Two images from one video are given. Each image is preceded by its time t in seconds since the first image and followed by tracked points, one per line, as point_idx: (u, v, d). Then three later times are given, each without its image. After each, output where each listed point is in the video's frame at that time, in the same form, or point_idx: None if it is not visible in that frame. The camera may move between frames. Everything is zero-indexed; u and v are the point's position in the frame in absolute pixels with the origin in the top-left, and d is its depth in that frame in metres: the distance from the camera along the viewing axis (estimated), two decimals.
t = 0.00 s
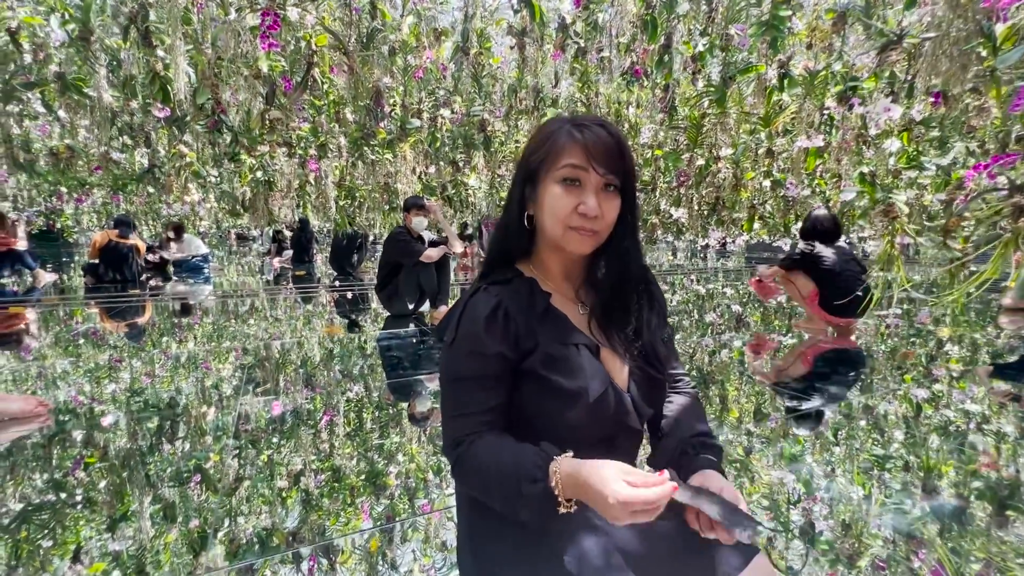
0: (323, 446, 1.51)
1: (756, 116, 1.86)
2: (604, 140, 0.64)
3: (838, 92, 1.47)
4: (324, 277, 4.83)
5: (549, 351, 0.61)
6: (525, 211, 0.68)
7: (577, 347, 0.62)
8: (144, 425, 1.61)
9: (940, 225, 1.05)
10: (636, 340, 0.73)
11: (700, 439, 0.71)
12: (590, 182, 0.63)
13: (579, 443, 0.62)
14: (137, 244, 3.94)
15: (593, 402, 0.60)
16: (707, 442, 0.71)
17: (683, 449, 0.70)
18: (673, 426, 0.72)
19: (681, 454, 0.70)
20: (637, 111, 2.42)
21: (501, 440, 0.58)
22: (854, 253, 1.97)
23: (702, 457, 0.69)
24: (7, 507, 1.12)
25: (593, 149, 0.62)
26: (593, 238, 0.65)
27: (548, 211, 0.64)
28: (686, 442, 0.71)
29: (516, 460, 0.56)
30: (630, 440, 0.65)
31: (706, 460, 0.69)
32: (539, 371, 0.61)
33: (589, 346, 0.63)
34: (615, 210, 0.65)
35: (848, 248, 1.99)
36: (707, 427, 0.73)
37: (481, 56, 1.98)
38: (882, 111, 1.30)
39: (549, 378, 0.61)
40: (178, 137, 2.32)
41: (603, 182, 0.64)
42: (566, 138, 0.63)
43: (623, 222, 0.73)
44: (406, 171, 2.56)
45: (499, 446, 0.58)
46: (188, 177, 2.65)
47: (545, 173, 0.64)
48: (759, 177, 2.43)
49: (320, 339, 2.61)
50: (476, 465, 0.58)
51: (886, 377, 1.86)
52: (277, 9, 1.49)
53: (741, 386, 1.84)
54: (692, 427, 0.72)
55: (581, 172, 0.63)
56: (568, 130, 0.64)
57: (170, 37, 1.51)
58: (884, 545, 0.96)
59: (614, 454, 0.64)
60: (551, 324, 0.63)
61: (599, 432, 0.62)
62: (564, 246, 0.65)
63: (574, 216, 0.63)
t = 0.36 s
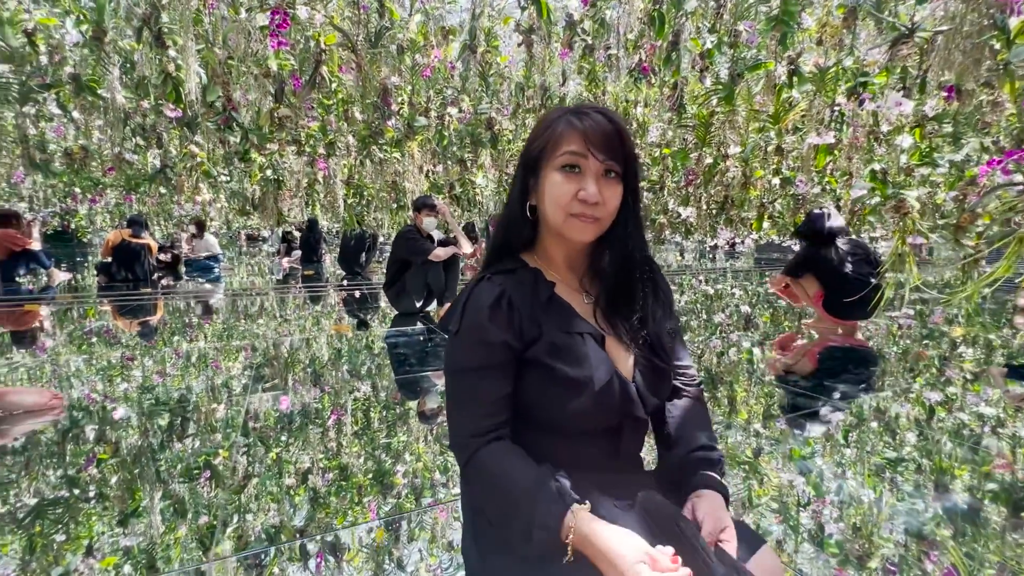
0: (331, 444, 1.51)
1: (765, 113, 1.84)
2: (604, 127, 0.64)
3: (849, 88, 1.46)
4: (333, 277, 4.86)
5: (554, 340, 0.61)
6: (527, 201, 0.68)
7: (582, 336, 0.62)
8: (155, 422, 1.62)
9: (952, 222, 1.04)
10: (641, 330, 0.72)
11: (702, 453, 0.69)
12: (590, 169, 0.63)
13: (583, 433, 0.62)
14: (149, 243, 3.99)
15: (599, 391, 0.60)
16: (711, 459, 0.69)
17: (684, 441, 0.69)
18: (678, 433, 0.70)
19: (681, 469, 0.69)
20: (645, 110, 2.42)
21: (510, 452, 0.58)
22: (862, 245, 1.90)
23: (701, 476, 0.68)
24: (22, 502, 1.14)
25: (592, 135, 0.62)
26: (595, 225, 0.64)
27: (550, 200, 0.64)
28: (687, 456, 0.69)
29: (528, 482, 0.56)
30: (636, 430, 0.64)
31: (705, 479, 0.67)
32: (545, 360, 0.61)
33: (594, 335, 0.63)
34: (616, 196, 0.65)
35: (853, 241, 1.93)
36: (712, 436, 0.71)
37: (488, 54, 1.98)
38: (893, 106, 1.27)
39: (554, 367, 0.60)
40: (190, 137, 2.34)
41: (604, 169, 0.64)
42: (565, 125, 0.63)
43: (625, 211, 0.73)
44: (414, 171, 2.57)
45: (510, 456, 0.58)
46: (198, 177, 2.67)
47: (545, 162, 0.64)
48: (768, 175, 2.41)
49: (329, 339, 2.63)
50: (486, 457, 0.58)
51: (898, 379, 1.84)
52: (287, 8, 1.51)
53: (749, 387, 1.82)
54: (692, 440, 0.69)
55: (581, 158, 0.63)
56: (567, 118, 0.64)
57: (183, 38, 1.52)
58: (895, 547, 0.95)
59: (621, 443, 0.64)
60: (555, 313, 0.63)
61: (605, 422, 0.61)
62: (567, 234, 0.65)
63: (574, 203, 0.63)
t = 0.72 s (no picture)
0: (338, 445, 1.51)
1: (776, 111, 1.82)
2: (598, 112, 0.63)
3: (861, 84, 1.44)
4: (343, 278, 4.87)
5: (549, 328, 0.60)
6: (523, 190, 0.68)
7: (577, 324, 0.61)
8: (166, 420, 1.63)
9: (968, 218, 1.01)
10: (639, 321, 0.71)
11: (702, 447, 0.66)
12: (583, 155, 0.63)
13: (579, 423, 0.61)
14: (162, 244, 4.04)
15: (593, 380, 0.58)
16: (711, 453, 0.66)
17: (684, 435, 0.67)
18: (677, 424, 0.68)
19: (679, 461, 0.67)
20: (654, 110, 2.40)
21: (504, 443, 0.57)
22: (877, 244, 1.90)
23: (700, 467, 0.65)
24: (35, 497, 1.15)
25: (584, 121, 0.62)
26: (589, 212, 0.64)
27: (542, 187, 0.64)
28: (686, 450, 0.66)
29: (526, 467, 0.55)
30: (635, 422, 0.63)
31: (705, 471, 0.65)
32: (539, 348, 0.60)
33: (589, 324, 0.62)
34: (611, 182, 0.64)
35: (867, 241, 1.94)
36: (712, 430, 0.68)
37: (496, 52, 1.98)
38: (905, 99, 1.23)
39: (548, 355, 0.59)
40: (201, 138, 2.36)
41: (598, 155, 0.63)
42: (558, 112, 0.63)
43: (622, 200, 0.72)
44: (422, 170, 2.57)
45: (504, 448, 0.57)
46: (210, 178, 2.69)
47: (539, 149, 0.65)
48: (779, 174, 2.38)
49: (338, 340, 2.63)
50: (481, 447, 0.57)
51: (913, 381, 1.81)
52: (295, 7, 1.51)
53: (760, 389, 1.80)
54: (693, 433, 0.67)
55: (573, 144, 0.63)
56: (560, 106, 0.64)
57: (193, 37, 1.53)
58: (910, 555, 0.92)
59: (618, 434, 0.62)
60: (550, 302, 0.62)
61: (601, 412, 0.60)
62: (561, 221, 0.65)
63: (567, 188, 0.62)
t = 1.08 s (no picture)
0: (344, 445, 1.52)
1: (783, 112, 1.81)
2: (597, 109, 0.64)
3: (868, 85, 1.43)
4: (350, 280, 4.90)
5: (546, 323, 0.61)
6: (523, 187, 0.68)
7: (575, 321, 0.61)
8: (175, 420, 1.64)
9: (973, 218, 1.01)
10: (636, 317, 0.71)
11: (697, 445, 0.66)
12: (582, 150, 0.63)
13: (576, 419, 0.61)
14: (173, 246, 4.09)
15: (589, 376, 0.59)
16: (705, 450, 0.65)
17: (678, 433, 0.67)
18: (670, 421, 0.68)
19: (671, 458, 0.66)
20: (661, 111, 2.39)
21: (500, 437, 0.57)
22: (884, 247, 1.89)
23: (690, 462, 0.64)
24: (46, 495, 1.16)
25: (583, 117, 0.63)
26: (587, 207, 0.64)
27: (541, 182, 0.65)
28: (680, 448, 0.66)
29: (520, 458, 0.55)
30: (631, 418, 0.62)
31: (695, 466, 0.64)
32: (536, 344, 0.60)
33: (587, 321, 0.62)
34: (610, 178, 0.64)
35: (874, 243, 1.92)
36: (708, 428, 0.68)
37: (502, 54, 1.98)
38: (909, 98, 1.22)
39: (546, 351, 0.60)
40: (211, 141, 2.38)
41: (596, 150, 0.64)
42: (558, 109, 0.64)
43: (622, 197, 0.72)
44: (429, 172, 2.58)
45: (499, 440, 0.57)
46: (219, 181, 2.71)
47: (538, 146, 0.65)
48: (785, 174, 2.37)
49: (345, 342, 2.64)
50: (477, 440, 0.58)
51: (923, 385, 1.78)
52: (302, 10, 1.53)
53: (768, 393, 1.78)
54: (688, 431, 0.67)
55: (573, 140, 0.63)
56: (560, 103, 0.65)
57: (203, 42, 1.55)
58: (916, 561, 0.91)
59: (614, 431, 0.62)
60: (549, 299, 0.63)
61: (597, 408, 0.60)
62: (560, 217, 0.65)
63: (566, 184, 0.63)
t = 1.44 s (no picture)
0: (346, 447, 1.52)
1: (787, 113, 1.81)
2: (589, 101, 0.65)
3: (871, 84, 1.43)
4: (355, 283, 4.91)
5: (542, 316, 0.61)
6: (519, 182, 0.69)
7: (571, 314, 0.61)
8: (181, 421, 1.65)
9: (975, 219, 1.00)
10: (633, 311, 0.70)
11: (693, 440, 0.65)
12: (574, 142, 0.64)
13: (572, 414, 0.61)
14: (179, 248, 4.14)
15: (585, 368, 0.59)
16: (701, 444, 0.65)
17: (672, 431, 0.67)
18: (666, 417, 0.68)
19: (665, 454, 0.66)
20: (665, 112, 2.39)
21: (495, 429, 0.57)
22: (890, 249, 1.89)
23: (684, 458, 0.64)
24: (53, 494, 1.17)
25: (574, 110, 0.64)
26: (580, 198, 0.65)
27: (535, 175, 0.65)
28: (676, 443, 0.65)
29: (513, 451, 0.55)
30: (628, 413, 0.62)
31: (689, 461, 0.63)
32: (533, 336, 0.60)
33: (583, 314, 0.62)
34: (602, 168, 0.65)
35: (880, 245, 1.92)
36: (704, 423, 0.67)
37: (505, 55, 1.99)
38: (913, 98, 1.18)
39: (541, 343, 0.60)
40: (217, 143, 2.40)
41: (588, 142, 0.65)
42: (550, 104, 0.65)
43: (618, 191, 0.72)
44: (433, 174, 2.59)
45: (495, 432, 0.57)
46: (225, 184, 2.73)
47: (530, 139, 0.67)
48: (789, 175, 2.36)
49: (350, 345, 2.64)
50: (473, 432, 0.58)
51: (930, 386, 1.76)
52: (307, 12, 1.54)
53: (772, 395, 1.77)
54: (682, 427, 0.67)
55: (564, 133, 0.64)
56: (552, 98, 0.66)
57: (210, 45, 1.56)
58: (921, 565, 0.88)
59: (609, 425, 0.61)
60: (545, 292, 0.63)
61: (593, 401, 0.60)
62: (553, 209, 0.66)
63: (557, 174, 0.64)
